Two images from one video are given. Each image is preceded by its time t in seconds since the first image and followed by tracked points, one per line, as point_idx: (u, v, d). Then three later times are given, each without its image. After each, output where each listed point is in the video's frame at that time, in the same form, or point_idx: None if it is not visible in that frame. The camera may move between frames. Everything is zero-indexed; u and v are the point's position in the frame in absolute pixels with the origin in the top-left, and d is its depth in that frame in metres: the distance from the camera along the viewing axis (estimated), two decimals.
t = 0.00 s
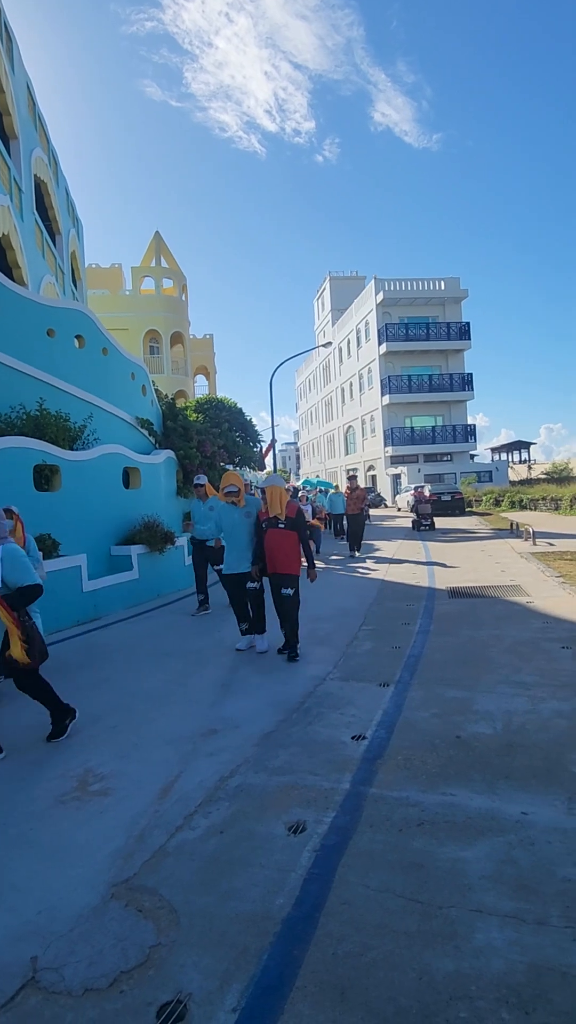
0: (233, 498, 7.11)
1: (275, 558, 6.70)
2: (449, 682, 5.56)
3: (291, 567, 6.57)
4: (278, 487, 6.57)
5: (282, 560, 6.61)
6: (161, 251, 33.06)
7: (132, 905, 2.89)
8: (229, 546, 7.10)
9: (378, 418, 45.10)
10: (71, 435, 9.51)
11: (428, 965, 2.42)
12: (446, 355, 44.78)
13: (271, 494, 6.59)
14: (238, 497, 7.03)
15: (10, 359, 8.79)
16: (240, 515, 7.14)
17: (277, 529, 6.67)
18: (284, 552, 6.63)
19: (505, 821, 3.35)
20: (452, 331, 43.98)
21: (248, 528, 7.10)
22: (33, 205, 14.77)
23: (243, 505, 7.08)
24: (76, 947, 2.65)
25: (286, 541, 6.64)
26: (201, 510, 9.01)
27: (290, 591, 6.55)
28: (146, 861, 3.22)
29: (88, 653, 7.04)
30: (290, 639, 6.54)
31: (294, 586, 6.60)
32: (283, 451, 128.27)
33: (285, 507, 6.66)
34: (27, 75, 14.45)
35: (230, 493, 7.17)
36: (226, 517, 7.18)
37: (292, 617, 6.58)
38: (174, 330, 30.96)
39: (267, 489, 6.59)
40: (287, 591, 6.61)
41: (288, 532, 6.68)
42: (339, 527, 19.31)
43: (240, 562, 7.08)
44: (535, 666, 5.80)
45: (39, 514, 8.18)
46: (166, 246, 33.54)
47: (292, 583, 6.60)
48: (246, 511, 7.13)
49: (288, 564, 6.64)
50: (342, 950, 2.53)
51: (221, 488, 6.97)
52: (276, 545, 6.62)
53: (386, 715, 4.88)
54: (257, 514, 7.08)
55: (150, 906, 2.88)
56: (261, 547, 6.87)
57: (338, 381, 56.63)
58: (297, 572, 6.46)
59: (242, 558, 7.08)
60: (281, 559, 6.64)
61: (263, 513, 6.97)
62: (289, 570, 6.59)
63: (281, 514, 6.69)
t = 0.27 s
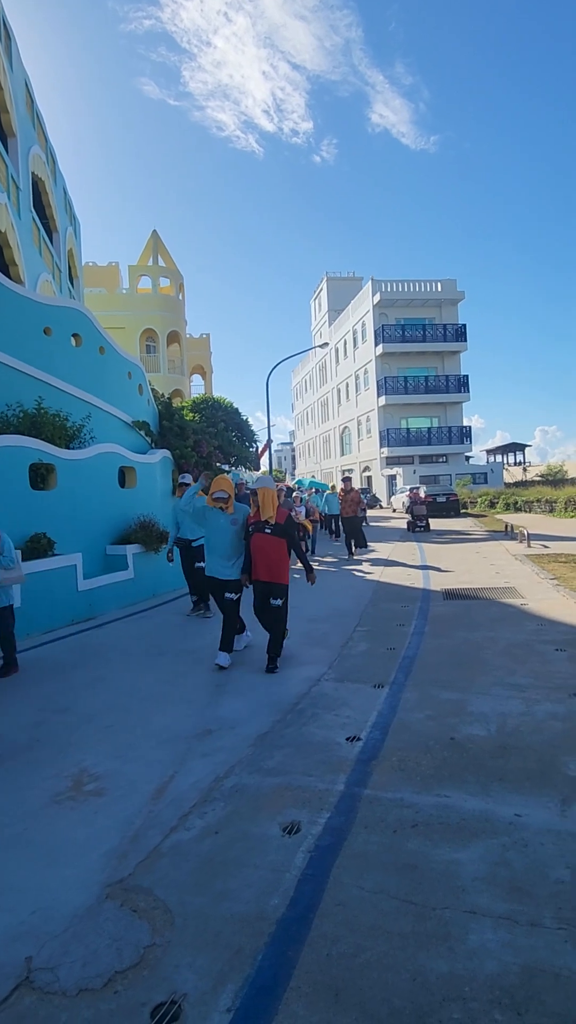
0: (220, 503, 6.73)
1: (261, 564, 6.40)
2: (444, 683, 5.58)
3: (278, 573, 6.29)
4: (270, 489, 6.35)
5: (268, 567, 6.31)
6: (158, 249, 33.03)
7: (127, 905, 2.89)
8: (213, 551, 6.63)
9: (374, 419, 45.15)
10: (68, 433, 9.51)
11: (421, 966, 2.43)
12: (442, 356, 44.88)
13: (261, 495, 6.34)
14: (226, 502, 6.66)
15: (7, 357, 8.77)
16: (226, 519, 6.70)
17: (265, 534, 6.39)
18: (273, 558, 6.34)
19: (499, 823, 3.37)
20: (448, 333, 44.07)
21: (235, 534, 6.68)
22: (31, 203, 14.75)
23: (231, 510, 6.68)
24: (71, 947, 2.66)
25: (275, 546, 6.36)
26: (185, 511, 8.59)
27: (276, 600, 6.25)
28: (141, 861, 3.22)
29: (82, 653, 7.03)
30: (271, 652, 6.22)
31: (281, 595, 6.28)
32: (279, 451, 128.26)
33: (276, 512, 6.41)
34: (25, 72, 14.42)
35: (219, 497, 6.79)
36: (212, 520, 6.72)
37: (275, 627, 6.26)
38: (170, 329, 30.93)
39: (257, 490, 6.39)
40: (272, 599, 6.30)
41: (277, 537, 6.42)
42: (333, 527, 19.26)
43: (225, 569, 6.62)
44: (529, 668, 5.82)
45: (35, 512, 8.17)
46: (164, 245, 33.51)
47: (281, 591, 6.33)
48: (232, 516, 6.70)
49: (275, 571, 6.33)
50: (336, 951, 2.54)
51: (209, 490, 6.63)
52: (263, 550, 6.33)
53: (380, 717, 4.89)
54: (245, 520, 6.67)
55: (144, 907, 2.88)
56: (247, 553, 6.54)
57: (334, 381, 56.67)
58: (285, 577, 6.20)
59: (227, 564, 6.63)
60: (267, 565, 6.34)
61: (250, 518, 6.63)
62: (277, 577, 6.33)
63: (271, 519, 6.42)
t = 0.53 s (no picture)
0: (205, 502, 6.56)
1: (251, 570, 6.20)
2: (441, 686, 5.58)
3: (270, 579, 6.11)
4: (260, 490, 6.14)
5: (258, 573, 6.11)
6: (156, 248, 32.99)
7: (123, 907, 2.89)
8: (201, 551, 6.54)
9: (371, 419, 45.17)
10: (65, 433, 9.50)
11: (418, 970, 2.44)
12: (439, 358, 44.94)
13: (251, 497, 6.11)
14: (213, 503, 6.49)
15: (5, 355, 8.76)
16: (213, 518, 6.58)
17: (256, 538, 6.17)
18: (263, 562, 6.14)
19: (495, 826, 3.38)
20: (446, 334, 44.12)
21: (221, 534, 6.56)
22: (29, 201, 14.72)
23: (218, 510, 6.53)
24: (67, 949, 2.65)
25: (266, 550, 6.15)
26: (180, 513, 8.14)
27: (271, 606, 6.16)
28: (138, 863, 3.22)
29: (79, 653, 7.02)
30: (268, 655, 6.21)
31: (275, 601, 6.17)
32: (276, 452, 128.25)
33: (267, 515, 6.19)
34: (25, 71, 14.41)
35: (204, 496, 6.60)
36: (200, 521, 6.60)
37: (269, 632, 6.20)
38: (168, 328, 30.91)
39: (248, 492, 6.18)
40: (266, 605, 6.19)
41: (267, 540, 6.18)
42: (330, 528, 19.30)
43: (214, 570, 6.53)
44: (525, 671, 5.83)
45: (32, 512, 8.16)
46: (162, 244, 33.49)
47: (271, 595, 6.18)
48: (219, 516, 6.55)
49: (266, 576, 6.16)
50: (333, 954, 2.54)
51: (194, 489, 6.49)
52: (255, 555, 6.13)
53: (377, 719, 4.90)
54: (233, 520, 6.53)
55: (141, 909, 2.88)
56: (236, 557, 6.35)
57: (332, 381, 56.68)
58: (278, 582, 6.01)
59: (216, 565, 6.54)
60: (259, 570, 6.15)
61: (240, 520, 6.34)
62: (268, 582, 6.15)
63: (262, 522, 6.20)
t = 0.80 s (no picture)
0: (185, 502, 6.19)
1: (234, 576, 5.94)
2: (439, 686, 5.58)
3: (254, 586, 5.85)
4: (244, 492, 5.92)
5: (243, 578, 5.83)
6: (156, 248, 32.99)
7: (120, 907, 2.88)
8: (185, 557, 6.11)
9: (370, 420, 45.20)
10: (64, 432, 9.48)
11: (415, 971, 2.43)
12: (438, 359, 44.99)
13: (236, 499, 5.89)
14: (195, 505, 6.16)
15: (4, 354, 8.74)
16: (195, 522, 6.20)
17: (239, 541, 5.93)
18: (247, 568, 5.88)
19: (493, 827, 3.37)
20: (445, 336, 44.16)
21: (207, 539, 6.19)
22: (29, 200, 14.71)
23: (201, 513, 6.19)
24: (63, 949, 2.64)
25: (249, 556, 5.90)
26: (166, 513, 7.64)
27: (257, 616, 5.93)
28: (134, 863, 3.21)
29: (76, 653, 7.00)
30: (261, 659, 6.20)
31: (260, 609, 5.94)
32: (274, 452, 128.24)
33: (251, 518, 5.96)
34: (24, 70, 14.40)
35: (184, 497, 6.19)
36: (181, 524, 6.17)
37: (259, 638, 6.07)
38: (167, 328, 30.91)
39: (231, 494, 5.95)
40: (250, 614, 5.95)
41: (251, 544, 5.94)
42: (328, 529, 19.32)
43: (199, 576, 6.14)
44: (523, 672, 5.83)
45: (30, 512, 8.15)
46: (161, 244, 33.48)
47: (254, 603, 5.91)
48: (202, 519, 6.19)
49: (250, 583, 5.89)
50: (330, 955, 2.53)
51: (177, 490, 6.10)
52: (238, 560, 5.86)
53: (375, 719, 4.89)
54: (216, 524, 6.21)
55: (138, 909, 2.87)
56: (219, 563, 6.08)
57: (331, 382, 56.69)
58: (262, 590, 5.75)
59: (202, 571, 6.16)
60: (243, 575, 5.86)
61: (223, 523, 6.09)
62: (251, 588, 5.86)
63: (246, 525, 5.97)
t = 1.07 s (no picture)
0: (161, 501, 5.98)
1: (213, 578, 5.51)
2: (437, 686, 5.59)
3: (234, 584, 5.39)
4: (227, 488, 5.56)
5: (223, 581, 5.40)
6: (156, 248, 32.99)
7: (117, 907, 2.88)
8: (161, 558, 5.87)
9: (369, 420, 45.23)
10: (63, 431, 9.47)
11: (413, 971, 2.43)
12: (438, 360, 45.06)
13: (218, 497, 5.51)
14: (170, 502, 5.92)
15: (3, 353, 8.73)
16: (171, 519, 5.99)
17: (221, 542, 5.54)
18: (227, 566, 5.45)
19: (490, 827, 3.37)
20: (444, 337, 44.21)
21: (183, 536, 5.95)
22: (29, 199, 14.70)
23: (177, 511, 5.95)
24: (60, 949, 2.64)
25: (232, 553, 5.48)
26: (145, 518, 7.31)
27: (231, 617, 5.37)
28: (132, 862, 3.21)
29: (75, 652, 7.01)
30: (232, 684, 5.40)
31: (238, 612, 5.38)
32: (274, 452, 128.28)
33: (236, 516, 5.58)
34: (25, 69, 14.39)
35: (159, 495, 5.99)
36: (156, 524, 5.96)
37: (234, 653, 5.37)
38: (167, 328, 30.92)
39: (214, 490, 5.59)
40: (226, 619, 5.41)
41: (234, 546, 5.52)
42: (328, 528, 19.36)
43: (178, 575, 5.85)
44: (522, 672, 5.83)
45: (29, 511, 8.14)
46: (162, 243, 33.50)
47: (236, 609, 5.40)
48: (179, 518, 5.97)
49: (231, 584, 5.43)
50: (327, 955, 2.53)
51: (147, 485, 5.92)
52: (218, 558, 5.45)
53: (373, 719, 4.90)
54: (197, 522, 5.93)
55: (135, 909, 2.87)
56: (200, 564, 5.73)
57: (330, 382, 56.75)
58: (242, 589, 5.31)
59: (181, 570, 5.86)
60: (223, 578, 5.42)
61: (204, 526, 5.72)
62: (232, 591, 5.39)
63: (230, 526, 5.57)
